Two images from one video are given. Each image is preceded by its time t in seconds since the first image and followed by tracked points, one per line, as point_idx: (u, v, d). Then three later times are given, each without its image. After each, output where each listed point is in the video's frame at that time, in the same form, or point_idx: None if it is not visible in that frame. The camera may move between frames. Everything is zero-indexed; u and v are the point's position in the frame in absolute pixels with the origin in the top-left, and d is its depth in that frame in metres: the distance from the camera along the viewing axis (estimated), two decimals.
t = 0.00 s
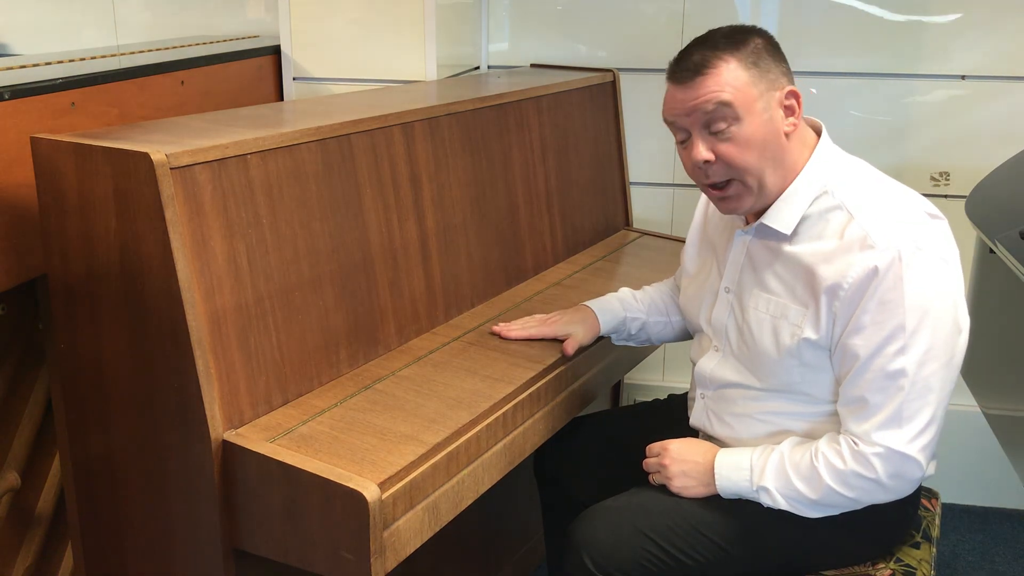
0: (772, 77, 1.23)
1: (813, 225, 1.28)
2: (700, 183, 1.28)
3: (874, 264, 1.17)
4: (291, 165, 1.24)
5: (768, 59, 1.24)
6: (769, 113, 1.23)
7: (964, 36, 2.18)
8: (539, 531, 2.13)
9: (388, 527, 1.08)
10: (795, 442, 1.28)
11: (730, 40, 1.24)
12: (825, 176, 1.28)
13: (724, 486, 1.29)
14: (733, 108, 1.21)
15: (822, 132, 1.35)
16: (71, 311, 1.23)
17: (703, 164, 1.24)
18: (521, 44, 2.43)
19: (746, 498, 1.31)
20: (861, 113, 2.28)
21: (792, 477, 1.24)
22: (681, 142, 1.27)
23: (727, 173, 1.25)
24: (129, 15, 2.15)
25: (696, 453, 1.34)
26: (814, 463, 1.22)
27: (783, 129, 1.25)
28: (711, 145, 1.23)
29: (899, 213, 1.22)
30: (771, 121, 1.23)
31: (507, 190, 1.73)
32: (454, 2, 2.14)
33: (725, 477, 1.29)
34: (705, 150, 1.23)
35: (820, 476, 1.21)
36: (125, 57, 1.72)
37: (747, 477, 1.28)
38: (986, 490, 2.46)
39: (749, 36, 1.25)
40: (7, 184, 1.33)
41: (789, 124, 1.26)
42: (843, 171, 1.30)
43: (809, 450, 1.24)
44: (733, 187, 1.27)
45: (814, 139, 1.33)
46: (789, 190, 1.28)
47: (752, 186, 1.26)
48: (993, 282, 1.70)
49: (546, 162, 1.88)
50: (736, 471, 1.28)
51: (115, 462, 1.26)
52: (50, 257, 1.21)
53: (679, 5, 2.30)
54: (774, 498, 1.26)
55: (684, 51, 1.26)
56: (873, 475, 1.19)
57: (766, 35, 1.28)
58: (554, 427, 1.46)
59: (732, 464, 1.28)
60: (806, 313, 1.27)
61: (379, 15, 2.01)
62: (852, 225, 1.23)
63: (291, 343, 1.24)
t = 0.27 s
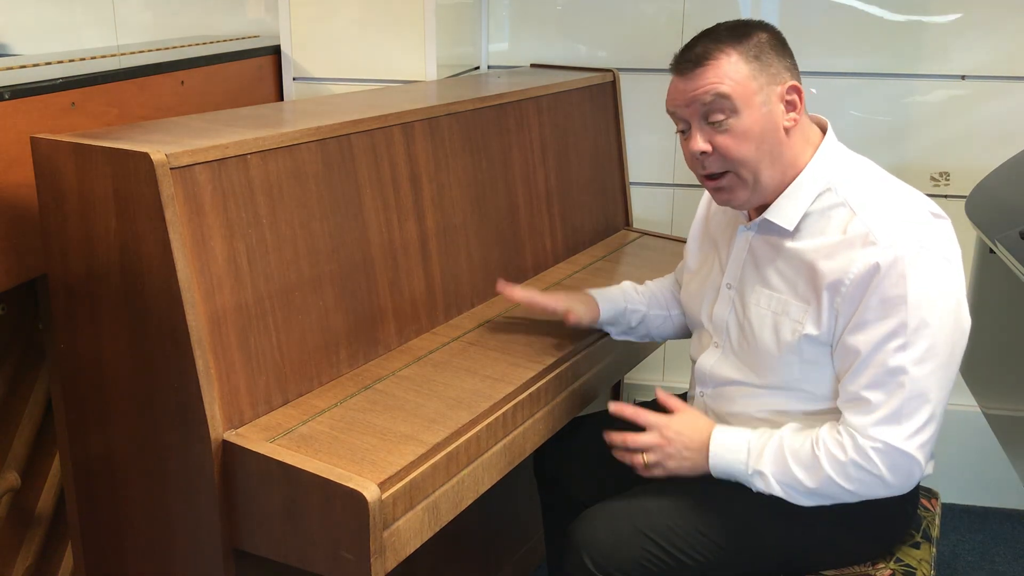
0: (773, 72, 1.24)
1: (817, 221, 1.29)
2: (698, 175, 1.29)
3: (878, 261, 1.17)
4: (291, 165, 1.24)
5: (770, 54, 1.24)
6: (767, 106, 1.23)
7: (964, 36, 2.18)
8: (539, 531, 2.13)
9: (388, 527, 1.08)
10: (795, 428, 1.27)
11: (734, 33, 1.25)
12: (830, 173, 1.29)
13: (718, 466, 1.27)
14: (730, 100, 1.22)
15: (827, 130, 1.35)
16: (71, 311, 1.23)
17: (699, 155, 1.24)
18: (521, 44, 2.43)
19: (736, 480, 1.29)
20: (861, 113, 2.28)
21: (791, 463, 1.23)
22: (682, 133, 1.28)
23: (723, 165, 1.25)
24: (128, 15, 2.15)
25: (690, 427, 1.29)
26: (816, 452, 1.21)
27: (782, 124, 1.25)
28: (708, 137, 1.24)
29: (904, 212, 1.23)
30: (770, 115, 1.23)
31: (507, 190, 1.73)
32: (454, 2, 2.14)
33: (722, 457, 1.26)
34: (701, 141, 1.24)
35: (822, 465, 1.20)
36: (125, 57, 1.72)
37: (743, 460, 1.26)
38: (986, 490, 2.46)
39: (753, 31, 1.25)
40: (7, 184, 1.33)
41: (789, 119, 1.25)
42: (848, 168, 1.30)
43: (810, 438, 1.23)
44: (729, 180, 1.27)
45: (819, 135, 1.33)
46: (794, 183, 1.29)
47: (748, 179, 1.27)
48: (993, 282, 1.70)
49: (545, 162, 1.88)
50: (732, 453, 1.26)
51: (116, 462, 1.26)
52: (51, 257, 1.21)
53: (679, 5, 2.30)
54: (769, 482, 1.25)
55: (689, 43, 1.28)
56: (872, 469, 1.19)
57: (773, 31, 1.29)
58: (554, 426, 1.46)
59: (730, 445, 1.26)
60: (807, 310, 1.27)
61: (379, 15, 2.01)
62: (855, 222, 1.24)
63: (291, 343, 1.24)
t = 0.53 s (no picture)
0: (784, 68, 1.25)
1: (819, 216, 1.29)
2: (713, 174, 1.29)
3: (880, 254, 1.18)
4: (291, 165, 1.24)
5: (780, 50, 1.25)
6: (784, 102, 1.24)
7: (964, 36, 2.18)
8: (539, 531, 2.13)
9: (388, 527, 1.08)
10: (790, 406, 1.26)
11: (744, 31, 1.25)
12: (835, 171, 1.29)
13: (701, 424, 1.26)
14: (750, 97, 1.22)
15: (833, 130, 1.35)
16: (71, 312, 1.23)
17: (720, 154, 1.24)
18: (521, 44, 2.42)
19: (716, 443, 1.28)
20: (861, 113, 2.28)
21: (781, 439, 1.22)
22: (696, 133, 1.28)
23: (744, 162, 1.25)
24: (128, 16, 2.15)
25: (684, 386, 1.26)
26: (810, 432, 1.20)
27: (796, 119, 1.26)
28: (728, 135, 1.24)
29: (907, 210, 1.23)
30: (785, 111, 1.25)
31: (507, 190, 1.73)
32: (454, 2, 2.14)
33: (707, 418, 1.25)
34: (722, 140, 1.24)
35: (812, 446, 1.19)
36: (125, 57, 1.71)
37: (729, 425, 1.25)
38: (986, 490, 2.46)
39: (759, 28, 1.26)
40: (7, 184, 1.33)
41: (802, 114, 1.27)
42: (854, 167, 1.30)
43: (804, 418, 1.22)
44: (748, 177, 1.28)
45: (825, 134, 1.34)
46: (798, 180, 1.29)
47: (768, 175, 1.27)
48: (993, 282, 1.70)
49: (546, 162, 1.88)
50: (720, 417, 1.25)
51: (116, 462, 1.26)
52: (51, 257, 1.21)
53: (679, 5, 2.30)
54: (751, 451, 1.24)
55: (699, 41, 1.27)
56: (860, 459, 1.18)
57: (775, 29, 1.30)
58: (554, 426, 1.46)
59: (720, 408, 1.25)
60: (806, 305, 1.27)
61: (378, 15, 2.01)
62: (859, 218, 1.24)
63: (291, 343, 1.24)
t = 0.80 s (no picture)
0: (791, 70, 1.23)
1: (823, 218, 1.29)
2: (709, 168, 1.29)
3: (884, 258, 1.17)
4: (291, 165, 1.24)
5: (789, 52, 1.23)
6: (785, 105, 1.23)
7: (964, 36, 2.18)
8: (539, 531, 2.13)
9: (388, 527, 1.08)
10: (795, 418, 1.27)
11: (754, 30, 1.24)
12: (838, 172, 1.29)
13: (712, 446, 1.27)
14: (749, 98, 1.21)
15: (837, 129, 1.35)
16: (71, 312, 1.23)
17: (713, 151, 1.24)
18: (521, 44, 2.43)
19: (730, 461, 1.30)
20: (861, 113, 2.28)
21: (789, 454, 1.23)
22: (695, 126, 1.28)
23: (738, 161, 1.25)
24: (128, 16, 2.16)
25: (695, 405, 1.30)
26: (816, 445, 1.21)
27: (796, 123, 1.25)
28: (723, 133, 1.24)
29: (911, 211, 1.22)
30: (785, 114, 1.23)
31: (507, 190, 1.73)
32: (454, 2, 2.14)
33: (716, 439, 1.27)
34: (717, 137, 1.24)
35: (820, 458, 1.20)
36: (125, 57, 1.72)
37: (739, 443, 1.26)
38: (986, 490, 2.46)
39: (771, 27, 1.24)
40: (7, 184, 1.33)
41: (804, 119, 1.25)
42: (858, 168, 1.30)
43: (810, 430, 1.23)
44: (742, 174, 1.27)
45: (829, 134, 1.33)
46: (801, 180, 1.29)
47: (761, 175, 1.27)
48: (993, 282, 1.70)
49: (546, 163, 1.88)
50: (729, 436, 1.27)
51: (116, 462, 1.26)
52: (51, 257, 1.21)
53: (679, 5, 2.30)
54: (763, 468, 1.25)
55: (709, 36, 1.26)
56: (871, 466, 1.18)
57: (791, 28, 1.28)
58: (554, 426, 1.46)
59: (727, 427, 1.27)
60: (810, 307, 1.27)
61: (378, 15, 2.01)
62: (862, 220, 1.24)
63: (291, 343, 1.24)
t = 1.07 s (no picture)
0: (782, 73, 1.22)
1: (829, 221, 1.28)
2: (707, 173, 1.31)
3: (890, 262, 1.17)
4: (291, 165, 1.24)
5: (781, 56, 1.23)
6: (775, 109, 1.22)
7: (964, 35, 2.18)
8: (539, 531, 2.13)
9: (388, 527, 1.08)
10: (795, 443, 1.29)
11: (745, 34, 1.24)
12: (844, 174, 1.29)
13: (721, 491, 1.30)
14: (736, 103, 1.21)
15: (842, 133, 1.34)
16: (71, 312, 1.23)
17: (706, 157, 1.26)
18: (521, 44, 2.43)
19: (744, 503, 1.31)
20: (861, 113, 2.28)
21: (792, 482, 1.24)
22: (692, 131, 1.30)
23: (731, 165, 1.26)
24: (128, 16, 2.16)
25: (698, 454, 1.32)
26: (815, 467, 1.22)
27: (791, 126, 1.24)
28: (715, 139, 1.25)
29: (916, 215, 1.22)
30: (777, 118, 1.23)
31: (507, 189, 1.73)
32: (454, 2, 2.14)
33: (723, 483, 1.29)
34: (708, 144, 1.25)
35: (822, 479, 1.21)
36: (125, 57, 1.72)
37: (744, 482, 1.28)
38: (985, 490, 2.46)
39: (763, 32, 1.24)
40: (7, 184, 1.33)
41: (798, 121, 1.24)
42: (863, 170, 1.30)
43: (808, 454, 1.24)
44: (737, 179, 1.28)
45: (834, 136, 1.33)
46: (806, 183, 1.29)
47: (756, 180, 1.27)
48: (993, 282, 1.70)
49: (545, 163, 1.88)
50: (735, 478, 1.28)
51: (116, 462, 1.26)
52: (51, 256, 1.21)
53: (679, 5, 2.30)
54: (773, 503, 1.26)
55: (703, 43, 1.27)
56: (875, 475, 1.19)
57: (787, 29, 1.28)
58: (554, 427, 1.46)
59: (731, 470, 1.28)
60: (814, 310, 1.27)
61: (379, 15, 2.01)
62: (868, 223, 1.23)
63: (291, 344, 1.24)
